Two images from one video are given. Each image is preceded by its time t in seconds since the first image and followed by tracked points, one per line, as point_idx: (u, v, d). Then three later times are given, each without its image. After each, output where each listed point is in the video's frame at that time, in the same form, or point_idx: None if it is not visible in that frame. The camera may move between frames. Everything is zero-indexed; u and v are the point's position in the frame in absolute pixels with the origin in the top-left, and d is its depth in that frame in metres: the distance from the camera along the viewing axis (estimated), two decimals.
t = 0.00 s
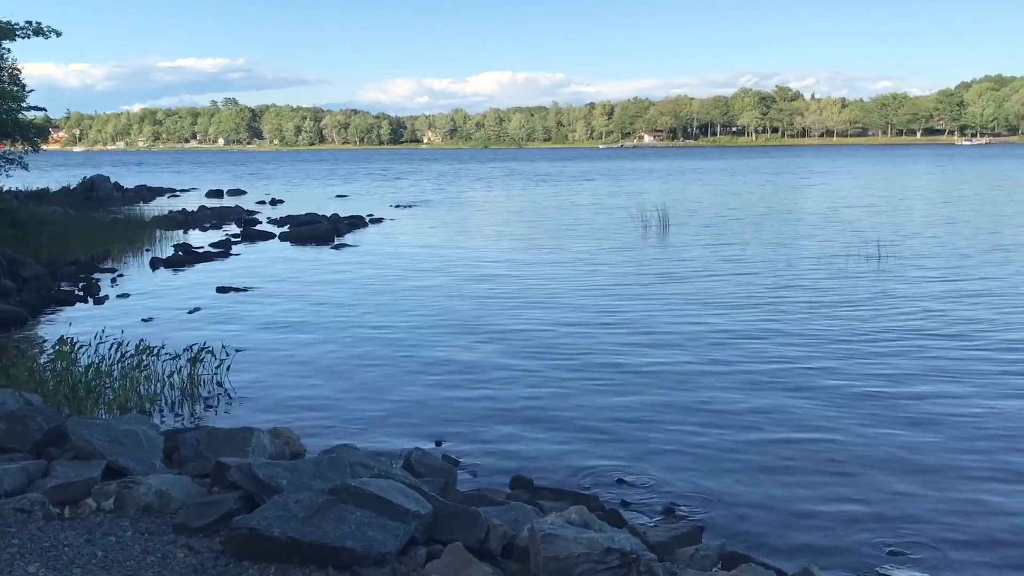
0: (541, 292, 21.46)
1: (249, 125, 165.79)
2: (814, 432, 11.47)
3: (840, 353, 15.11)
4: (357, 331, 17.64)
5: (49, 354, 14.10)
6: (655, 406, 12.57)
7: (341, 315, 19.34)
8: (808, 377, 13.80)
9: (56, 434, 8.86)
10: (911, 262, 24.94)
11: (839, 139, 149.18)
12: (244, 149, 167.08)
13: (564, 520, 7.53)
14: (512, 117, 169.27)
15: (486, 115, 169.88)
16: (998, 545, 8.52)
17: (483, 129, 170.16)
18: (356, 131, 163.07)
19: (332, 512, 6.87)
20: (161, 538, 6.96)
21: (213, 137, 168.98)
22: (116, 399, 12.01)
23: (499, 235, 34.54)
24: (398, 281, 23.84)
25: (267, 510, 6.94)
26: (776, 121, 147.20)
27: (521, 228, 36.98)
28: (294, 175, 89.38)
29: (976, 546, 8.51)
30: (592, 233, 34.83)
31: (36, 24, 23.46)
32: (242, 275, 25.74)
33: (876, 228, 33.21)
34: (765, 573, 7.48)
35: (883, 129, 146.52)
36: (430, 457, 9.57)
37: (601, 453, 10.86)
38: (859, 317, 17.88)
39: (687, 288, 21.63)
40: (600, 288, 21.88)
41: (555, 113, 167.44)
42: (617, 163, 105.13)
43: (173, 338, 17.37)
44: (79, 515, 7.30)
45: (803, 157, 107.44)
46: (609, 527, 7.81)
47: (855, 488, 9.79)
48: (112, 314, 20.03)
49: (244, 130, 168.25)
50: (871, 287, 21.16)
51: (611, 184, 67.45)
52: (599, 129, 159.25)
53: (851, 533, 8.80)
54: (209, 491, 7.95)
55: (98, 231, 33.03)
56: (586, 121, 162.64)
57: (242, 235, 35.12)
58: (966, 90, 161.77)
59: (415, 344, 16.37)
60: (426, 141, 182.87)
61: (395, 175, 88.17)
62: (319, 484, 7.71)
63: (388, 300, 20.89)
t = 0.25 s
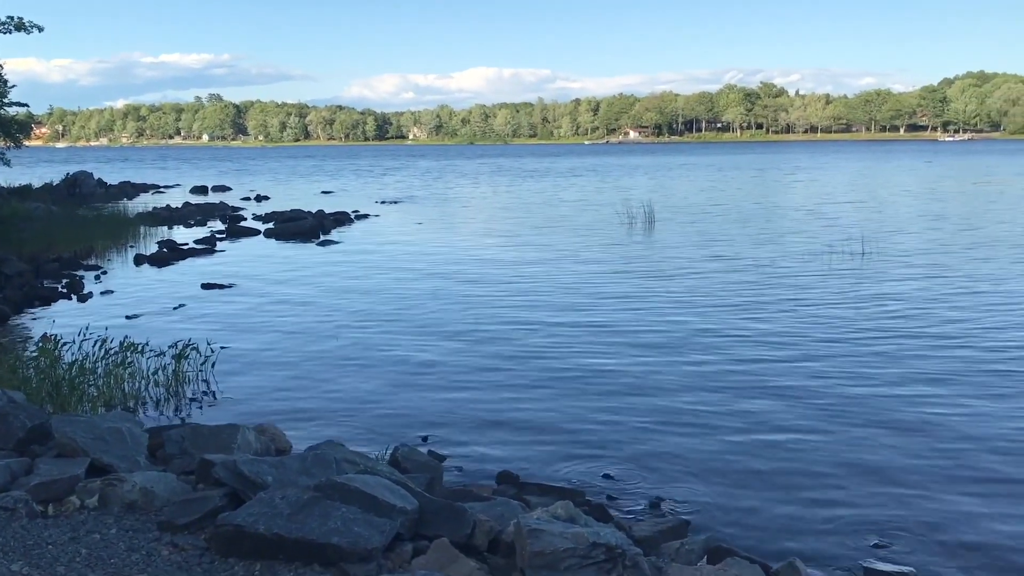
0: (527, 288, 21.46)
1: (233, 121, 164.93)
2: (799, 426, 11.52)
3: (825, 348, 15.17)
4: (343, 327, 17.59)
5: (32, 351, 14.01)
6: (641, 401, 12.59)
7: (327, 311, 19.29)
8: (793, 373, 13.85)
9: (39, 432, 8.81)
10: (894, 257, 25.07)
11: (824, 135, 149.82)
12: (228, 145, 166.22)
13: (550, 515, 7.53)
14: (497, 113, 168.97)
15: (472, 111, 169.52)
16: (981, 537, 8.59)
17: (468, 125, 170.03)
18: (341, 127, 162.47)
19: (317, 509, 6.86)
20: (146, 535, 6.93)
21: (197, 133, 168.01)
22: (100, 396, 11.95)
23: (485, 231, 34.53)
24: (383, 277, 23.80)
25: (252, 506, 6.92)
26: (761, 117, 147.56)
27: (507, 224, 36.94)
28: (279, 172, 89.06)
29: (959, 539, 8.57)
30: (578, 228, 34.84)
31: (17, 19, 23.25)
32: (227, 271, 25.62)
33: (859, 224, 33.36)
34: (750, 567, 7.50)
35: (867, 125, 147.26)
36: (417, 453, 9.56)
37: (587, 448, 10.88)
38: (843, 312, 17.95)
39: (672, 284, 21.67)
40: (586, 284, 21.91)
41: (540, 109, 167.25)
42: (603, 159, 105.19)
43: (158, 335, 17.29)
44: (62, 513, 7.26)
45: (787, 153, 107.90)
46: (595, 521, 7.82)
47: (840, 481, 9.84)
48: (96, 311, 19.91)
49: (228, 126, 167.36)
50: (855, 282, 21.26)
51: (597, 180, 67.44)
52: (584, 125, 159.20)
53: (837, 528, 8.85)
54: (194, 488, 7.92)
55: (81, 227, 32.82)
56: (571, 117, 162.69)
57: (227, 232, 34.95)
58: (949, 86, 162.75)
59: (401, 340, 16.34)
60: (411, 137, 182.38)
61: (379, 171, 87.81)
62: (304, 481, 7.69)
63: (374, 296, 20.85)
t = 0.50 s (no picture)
0: (520, 285, 21.50)
1: (226, 119, 164.59)
2: (791, 423, 11.57)
3: (817, 346, 15.23)
4: (336, 325, 17.59)
5: (24, 350, 13.98)
6: (634, 399, 12.62)
7: (320, 309, 19.28)
8: (785, 370, 13.89)
9: (31, 431, 8.79)
10: (887, 254, 25.18)
11: (816, 132, 150.23)
12: (221, 143, 165.85)
13: (542, 512, 7.56)
14: (491, 111, 168.92)
15: (465, 109, 169.42)
16: (972, 532, 8.65)
17: (461, 123, 169.85)
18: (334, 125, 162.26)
19: (309, 506, 6.86)
20: (138, 534, 6.93)
21: (190, 131, 167.60)
22: (93, 395, 11.93)
23: (478, 228, 34.56)
24: (376, 275, 23.79)
25: (244, 504, 6.93)
26: (754, 115, 147.78)
27: (500, 222, 36.95)
28: (271, 170, 88.83)
29: (950, 534, 8.62)
30: (571, 226, 34.87)
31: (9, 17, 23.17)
32: (220, 270, 25.59)
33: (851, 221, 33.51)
34: (741, 563, 7.55)
35: (859, 122, 147.76)
36: (410, 451, 9.57)
37: (580, 445, 10.91)
38: (835, 309, 18.03)
39: (665, 282, 21.73)
40: (579, 282, 21.93)
41: (534, 106, 167.26)
42: (597, 157, 105.29)
43: (151, 333, 17.27)
44: (54, 512, 7.26)
45: (780, 150, 108.23)
46: (586, 518, 7.85)
47: (832, 478, 9.88)
48: (89, 309, 19.87)
49: (221, 124, 166.97)
50: (846, 279, 21.36)
51: (590, 177, 67.48)
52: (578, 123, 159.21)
53: (829, 523, 8.90)
54: (186, 486, 7.92)
55: (73, 226, 32.74)
56: (564, 115, 162.67)
57: (220, 230, 34.90)
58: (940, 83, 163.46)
59: (395, 337, 16.34)
60: (404, 135, 182.20)
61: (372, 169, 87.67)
62: (296, 478, 7.70)
63: (368, 294, 20.85)
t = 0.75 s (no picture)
0: (513, 284, 21.50)
1: (219, 117, 164.22)
2: (784, 420, 11.59)
3: (809, 344, 15.27)
4: (329, 324, 17.57)
5: (16, 350, 13.94)
6: (627, 397, 12.63)
7: (313, 308, 19.25)
8: (778, 367, 13.93)
9: (23, 431, 8.77)
10: (879, 252, 25.27)
11: (809, 129, 150.62)
12: (214, 142, 165.48)
13: (534, 510, 7.58)
14: (484, 110, 168.83)
15: (458, 107, 169.28)
16: (964, 529, 8.70)
17: (454, 121, 169.74)
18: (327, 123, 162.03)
19: (300, 506, 6.87)
20: (129, 533, 6.93)
21: (183, 130, 167.18)
22: (85, 395, 11.90)
23: (471, 227, 34.58)
24: (369, 274, 23.75)
25: (236, 503, 6.93)
26: (747, 113, 147.93)
27: (494, 221, 36.91)
28: (264, 168, 88.64)
29: (942, 531, 8.66)
30: (565, 224, 34.85)
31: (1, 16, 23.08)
32: (213, 269, 25.53)
33: (842, 219, 33.62)
34: (733, 561, 7.57)
35: (852, 120, 148.16)
36: (402, 449, 9.56)
37: (573, 443, 10.92)
38: (827, 307, 18.08)
39: (657, 280, 21.76)
40: (573, 280, 21.93)
41: (527, 105, 167.21)
42: (590, 155, 105.35)
43: (143, 333, 17.23)
44: (45, 512, 7.25)
45: (774, 148, 108.57)
46: (578, 516, 7.86)
47: (824, 476, 9.92)
48: (81, 309, 19.82)
49: (214, 123, 166.58)
50: (839, 277, 21.43)
51: (584, 176, 67.49)
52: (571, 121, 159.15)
53: (822, 520, 8.92)
54: (178, 486, 7.92)
55: (66, 225, 32.65)
56: (557, 113, 162.73)
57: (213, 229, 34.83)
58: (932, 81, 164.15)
59: (387, 336, 16.33)
60: (398, 134, 182.00)
61: (365, 168, 87.53)
62: (288, 477, 7.69)
63: (361, 293, 20.81)
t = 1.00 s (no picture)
0: (508, 284, 21.52)
1: (212, 118, 163.92)
2: (777, 420, 11.61)
3: (803, 344, 15.30)
4: (322, 325, 17.56)
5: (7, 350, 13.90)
6: (621, 397, 12.64)
7: (306, 308, 19.24)
8: (772, 368, 13.95)
9: (15, 433, 8.76)
10: (872, 252, 25.37)
11: (802, 130, 151.04)
12: (207, 143, 165.12)
13: (526, 510, 7.58)
14: (478, 110, 168.82)
15: (452, 108, 169.25)
16: (956, 529, 8.71)
17: (449, 121, 169.84)
18: (321, 123, 161.83)
19: (292, 507, 6.87)
20: (121, 534, 6.93)
21: (175, 131, 166.76)
22: (77, 396, 11.88)
23: (465, 227, 34.60)
24: (363, 274, 23.74)
25: (228, 504, 6.93)
26: (740, 113, 148.23)
27: (488, 221, 36.92)
28: (258, 169, 88.58)
29: (935, 531, 8.68)
30: (559, 225, 34.90)
31: None
32: (205, 270, 25.49)
33: (836, 219, 33.76)
34: (726, 561, 7.58)
35: (845, 121, 148.61)
36: (395, 450, 9.58)
37: (567, 444, 10.92)
38: (821, 308, 18.12)
39: (651, 280, 21.80)
40: (566, 281, 21.95)
41: (521, 105, 167.29)
42: (584, 156, 105.49)
43: (136, 334, 17.21)
44: (37, 513, 7.24)
45: (768, 148, 109.09)
46: (571, 516, 7.88)
47: (817, 476, 9.93)
48: (73, 310, 19.77)
49: (207, 124, 166.21)
50: (833, 277, 21.49)
51: (577, 176, 67.53)
52: (565, 121, 159.24)
53: (815, 520, 8.94)
54: (170, 487, 7.92)
55: (58, 226, 32.54)
56: (551, 113, 162.98)
57: (206, 229, 34.76)
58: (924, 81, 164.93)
59: (381, 337, 16.32)
60: (392, 134, 181.89)
61: (359, 168, 87.44)
62: (281, 478, 7.70)
63: (355, 294, 20.81)
